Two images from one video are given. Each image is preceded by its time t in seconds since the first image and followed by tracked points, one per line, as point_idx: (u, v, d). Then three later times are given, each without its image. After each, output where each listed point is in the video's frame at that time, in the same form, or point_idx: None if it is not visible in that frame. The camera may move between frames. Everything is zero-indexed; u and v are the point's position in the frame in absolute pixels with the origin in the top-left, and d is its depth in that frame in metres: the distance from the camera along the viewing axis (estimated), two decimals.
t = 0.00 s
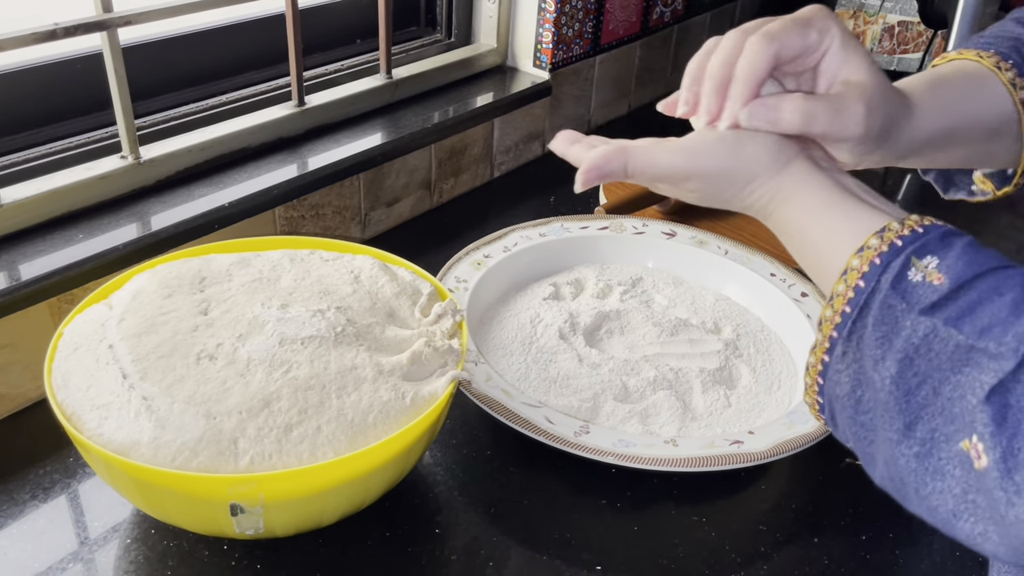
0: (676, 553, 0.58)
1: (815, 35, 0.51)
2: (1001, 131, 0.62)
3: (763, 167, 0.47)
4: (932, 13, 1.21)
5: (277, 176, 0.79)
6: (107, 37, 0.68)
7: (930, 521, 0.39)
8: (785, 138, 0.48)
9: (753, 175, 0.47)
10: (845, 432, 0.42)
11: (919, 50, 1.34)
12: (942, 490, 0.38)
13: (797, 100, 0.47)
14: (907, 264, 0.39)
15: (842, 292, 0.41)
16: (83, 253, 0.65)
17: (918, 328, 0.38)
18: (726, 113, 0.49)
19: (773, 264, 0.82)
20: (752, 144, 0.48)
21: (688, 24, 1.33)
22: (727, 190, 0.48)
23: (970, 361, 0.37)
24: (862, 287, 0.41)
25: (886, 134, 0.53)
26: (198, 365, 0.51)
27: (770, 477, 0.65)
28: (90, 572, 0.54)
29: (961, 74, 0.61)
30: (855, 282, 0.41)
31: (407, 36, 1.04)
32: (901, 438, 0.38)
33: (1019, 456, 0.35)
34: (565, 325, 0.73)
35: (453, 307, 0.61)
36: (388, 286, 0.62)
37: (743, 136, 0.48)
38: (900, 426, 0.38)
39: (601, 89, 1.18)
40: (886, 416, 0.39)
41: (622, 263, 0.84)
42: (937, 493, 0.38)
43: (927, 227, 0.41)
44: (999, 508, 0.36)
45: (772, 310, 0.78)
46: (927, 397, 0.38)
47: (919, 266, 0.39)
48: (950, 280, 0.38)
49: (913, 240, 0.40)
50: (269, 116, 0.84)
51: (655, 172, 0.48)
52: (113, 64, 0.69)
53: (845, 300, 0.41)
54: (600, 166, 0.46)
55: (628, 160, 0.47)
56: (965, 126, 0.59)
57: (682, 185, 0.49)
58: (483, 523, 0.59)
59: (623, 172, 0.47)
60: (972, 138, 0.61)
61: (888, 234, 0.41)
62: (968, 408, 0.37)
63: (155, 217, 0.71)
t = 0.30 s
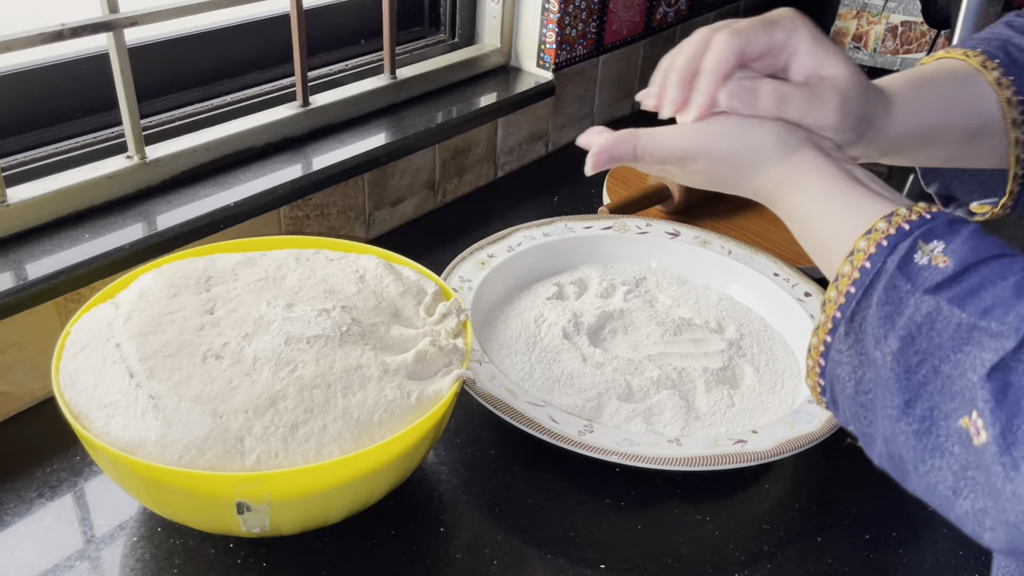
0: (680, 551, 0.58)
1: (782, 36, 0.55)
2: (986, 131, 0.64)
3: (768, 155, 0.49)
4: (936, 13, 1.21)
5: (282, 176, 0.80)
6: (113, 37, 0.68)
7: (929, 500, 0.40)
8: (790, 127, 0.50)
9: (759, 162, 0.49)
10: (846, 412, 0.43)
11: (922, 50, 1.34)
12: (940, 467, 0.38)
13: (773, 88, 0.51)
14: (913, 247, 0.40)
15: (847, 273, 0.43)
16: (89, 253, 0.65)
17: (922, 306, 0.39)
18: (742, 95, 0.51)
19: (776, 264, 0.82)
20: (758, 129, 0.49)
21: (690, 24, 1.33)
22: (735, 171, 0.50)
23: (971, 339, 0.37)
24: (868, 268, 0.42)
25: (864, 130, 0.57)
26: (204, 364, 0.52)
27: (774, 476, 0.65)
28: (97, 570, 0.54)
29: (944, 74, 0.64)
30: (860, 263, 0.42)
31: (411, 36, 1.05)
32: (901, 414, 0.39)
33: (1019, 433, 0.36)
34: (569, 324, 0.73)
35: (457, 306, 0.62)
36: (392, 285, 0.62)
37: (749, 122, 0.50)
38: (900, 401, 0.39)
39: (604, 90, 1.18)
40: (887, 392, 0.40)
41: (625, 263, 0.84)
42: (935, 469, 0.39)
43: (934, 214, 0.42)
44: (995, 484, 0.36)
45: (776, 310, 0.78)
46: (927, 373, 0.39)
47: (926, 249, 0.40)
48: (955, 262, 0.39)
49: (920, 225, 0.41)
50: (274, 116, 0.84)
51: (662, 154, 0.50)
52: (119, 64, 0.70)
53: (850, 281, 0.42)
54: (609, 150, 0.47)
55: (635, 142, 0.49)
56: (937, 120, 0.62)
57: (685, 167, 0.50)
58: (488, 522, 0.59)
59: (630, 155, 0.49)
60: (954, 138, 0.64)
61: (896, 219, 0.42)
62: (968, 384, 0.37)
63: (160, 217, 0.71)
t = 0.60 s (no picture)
0: (689, 551, 0.58)
1: (750, 32, 0.60)
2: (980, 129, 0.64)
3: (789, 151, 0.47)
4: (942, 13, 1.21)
5: (290, 176, 0.80)
6: (123, 37, 0.69)
7: (938, 490, 0.40)
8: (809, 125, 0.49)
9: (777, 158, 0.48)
10: (862, 404, 0.43)
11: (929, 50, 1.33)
12: (948, 456, 0.38)
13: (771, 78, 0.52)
14: (934, 241, 0.40)
15: (866, 266, 0.42)
16: (98, 252, 0.65)
17: (938, 299, 0.39)
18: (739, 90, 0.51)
19: (784, 264, 0.82)
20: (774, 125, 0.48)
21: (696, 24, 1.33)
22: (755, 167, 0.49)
23: (986, 331, 0.37)
24: (888, 262, 0.41)
25: (845, 122, 0.57)
26: (215, 362, 0.52)
27: (782, 476, 0.65)
28: (107, 568, 0.54)
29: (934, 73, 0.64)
30: (881, 256, 0.42)
31: (417, 36, 1.05)
32: (914, 404, 0.39)
33: None
34: (577, 324, 0.73)
35: (466, 306, 0.62)
36: (401, 285, 0.62)
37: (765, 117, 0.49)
38: (913, 393, 0.39)
39: (610, 89, 1.18)
40: (900, 383, 0.40)
41: (633, 263, 0.84)
42: (944, 457, 0.38)
43: (954, 210, 0.41)
44: (1002, 471, 0.36)
45: (784, 310, 0.78)
46: (942, 365, 0.39)
47: (946, 243, 0.40)
48: (973, 255, 0.39)
49: (941, 220, 0.41)
50: (281, 116, 0.85)
51: (683, 150, 0.50)
52: (128, 63, 0.70)
53: (870, 275, 0.42)
54: (630, 148, 0.49)
55: (654, 137, 0.50)
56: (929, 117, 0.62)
57: (707, 161, 0.50)
58: (497, 521, 0.59)
59: (653, 151, 0.50)
60: (944, 134, 0.64)
61: (917, 214, 0.42)
62: (981, 374, 0.37)
63: (169, 216, 0.72)
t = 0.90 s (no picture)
0: (694, 552, 0.58)
1: (737, 40, 0.62)
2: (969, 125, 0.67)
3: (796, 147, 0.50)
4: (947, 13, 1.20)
5: (295, 176, 0.80)
6: (128, 37, 0.69)
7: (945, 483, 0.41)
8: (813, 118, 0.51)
9: (790, 153, 0.50)
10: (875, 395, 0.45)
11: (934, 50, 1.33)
12: (946, 450, 0.40)
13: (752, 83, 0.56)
14: (941, 238, 0.41)
15: (876, 262, 0.44)
16: (103, 252, 0.66)
17: (944, 296, 0.40)
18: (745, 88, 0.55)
19: (789, 264, 0.82)
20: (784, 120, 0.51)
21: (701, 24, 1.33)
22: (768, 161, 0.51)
23: (989, 330, 0.38)
24: (896, 259, 0.43)
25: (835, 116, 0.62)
26: (220, 363, 0.52)
27: (788, 478, 0.65)
28: (112, 568, 0.54)
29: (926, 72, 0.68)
30: (888, 253, 0.43)
31: (421, 36, 1.05)
32: (920, 399, 0.41)
33: None
34: (581, 324, 0.73)
35: (471, 306, 0.62)
36: (406, 285, 0.62)
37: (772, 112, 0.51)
38: (918, 389, 0.41)
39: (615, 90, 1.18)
40: (908, 377, 0.41)
41: (637, 263, 0.84)
42: (943, 452, 0.40)
43: (964, 206, 0.42)
44: (998, 465, 0.37)
45: (789, 310, 0.78)
46: (946, 362, 0.40)
47: (954, 240, 0.41)
48: (980, 255, 0.40)
49: (949, 217, 0.42)
50: (286, 116, 0.85)
51: (690, 142, 0.53)
52: (133, 63, 0.70)
53: (879, 271, 0.43)
54: (640, 140, 0.51)
55: (662, 134, 0.52)
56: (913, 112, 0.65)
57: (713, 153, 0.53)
58: (501, 521, 0.59)
59: (660, 144, 0.53)
60: (935, 132, 0.67)
61: (925, 210, 0.43)
62: (981, 372, 0.38)
63: (174, 216, 0.72)
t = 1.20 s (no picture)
0: (696, 552, 0.58)
1: (737, 27, 0.61)
2: (972, 115, 0.69)
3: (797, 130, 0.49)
4: (951, 12, 1.20)
5: (298, 176, 0.80)
6: (131, 37, 0.69)
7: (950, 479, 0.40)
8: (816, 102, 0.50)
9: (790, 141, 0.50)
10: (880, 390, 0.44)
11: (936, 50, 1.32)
12: (955, 446, 0.39)
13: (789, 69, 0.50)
14: (947, 230, 0.40)
15: (878, 253, 0.43)
16: (107, 252, 0.66)
17: (951, 290, 0.39)
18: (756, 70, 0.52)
19: (792, 264, 0.82)
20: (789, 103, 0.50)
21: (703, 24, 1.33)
22: (763, 144, 0.51)
23: (999, 325, 0.37)
24: (899, 250, 0.42)
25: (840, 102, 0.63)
26: (223, 363, 0.52)
27: (790, 478, 0.65)
28: (114, 568, 0.54)
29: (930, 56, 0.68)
30: (891, 244, 0.42)
31: (424, 36, 1.05)
32: (926, 393, 0.40)
33: None
34: (584, 325, 0.73)
35: (474, 306, 0.62)
36: (409, 285, 0.62)
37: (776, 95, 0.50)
38: (926, 382, 0.40)
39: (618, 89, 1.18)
40: (913, 371, 0.40)
41: (640, 263, 0.84)
42: (951, 447, 0.39)
43: (968, 198, 0.41)
44: (1009, 465, 0.36)
45: (791, 311, 0.78)
46: (954, 355, 0.39)
47: (959, 233, 0.40)
48: (988, 247, 0.39)
49: (954, 208, 0.41)
50: (289, 116, 0.85)
51: (690, 123, 0.52)
52: (136, 64, 0.70)
53: (881, 261, 0.43)
54: (638, 119, 0.51)
55: (662, 114, 0.52)
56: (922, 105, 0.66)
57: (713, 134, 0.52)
58: (504, 522, 0.59)
59: (659, 122, 0.52)
60: (943, 119, 0.68)
61: (929, 201, 0.42)
62: (992, 367, 0.37)
63: (177, 216, 0.72)
